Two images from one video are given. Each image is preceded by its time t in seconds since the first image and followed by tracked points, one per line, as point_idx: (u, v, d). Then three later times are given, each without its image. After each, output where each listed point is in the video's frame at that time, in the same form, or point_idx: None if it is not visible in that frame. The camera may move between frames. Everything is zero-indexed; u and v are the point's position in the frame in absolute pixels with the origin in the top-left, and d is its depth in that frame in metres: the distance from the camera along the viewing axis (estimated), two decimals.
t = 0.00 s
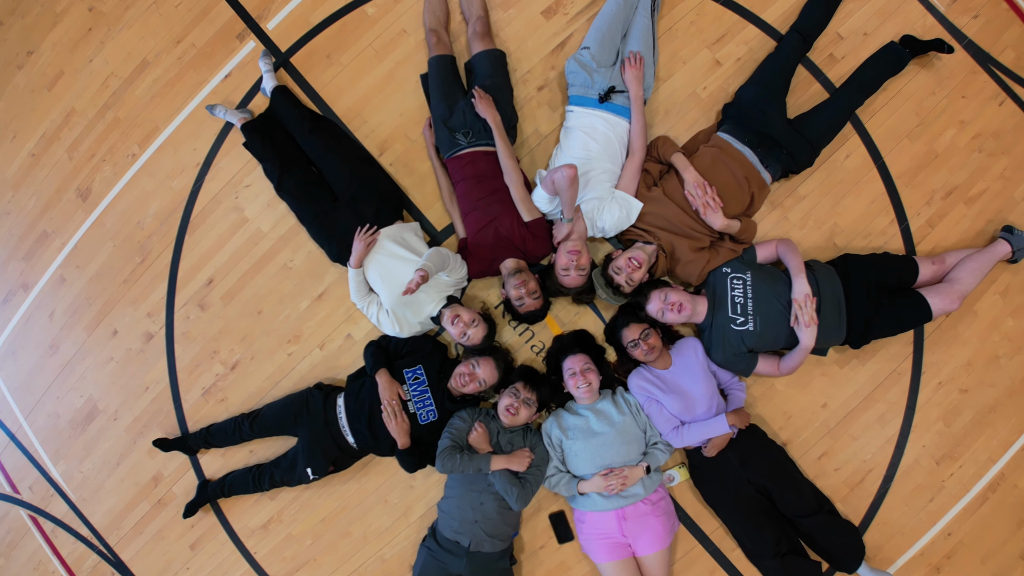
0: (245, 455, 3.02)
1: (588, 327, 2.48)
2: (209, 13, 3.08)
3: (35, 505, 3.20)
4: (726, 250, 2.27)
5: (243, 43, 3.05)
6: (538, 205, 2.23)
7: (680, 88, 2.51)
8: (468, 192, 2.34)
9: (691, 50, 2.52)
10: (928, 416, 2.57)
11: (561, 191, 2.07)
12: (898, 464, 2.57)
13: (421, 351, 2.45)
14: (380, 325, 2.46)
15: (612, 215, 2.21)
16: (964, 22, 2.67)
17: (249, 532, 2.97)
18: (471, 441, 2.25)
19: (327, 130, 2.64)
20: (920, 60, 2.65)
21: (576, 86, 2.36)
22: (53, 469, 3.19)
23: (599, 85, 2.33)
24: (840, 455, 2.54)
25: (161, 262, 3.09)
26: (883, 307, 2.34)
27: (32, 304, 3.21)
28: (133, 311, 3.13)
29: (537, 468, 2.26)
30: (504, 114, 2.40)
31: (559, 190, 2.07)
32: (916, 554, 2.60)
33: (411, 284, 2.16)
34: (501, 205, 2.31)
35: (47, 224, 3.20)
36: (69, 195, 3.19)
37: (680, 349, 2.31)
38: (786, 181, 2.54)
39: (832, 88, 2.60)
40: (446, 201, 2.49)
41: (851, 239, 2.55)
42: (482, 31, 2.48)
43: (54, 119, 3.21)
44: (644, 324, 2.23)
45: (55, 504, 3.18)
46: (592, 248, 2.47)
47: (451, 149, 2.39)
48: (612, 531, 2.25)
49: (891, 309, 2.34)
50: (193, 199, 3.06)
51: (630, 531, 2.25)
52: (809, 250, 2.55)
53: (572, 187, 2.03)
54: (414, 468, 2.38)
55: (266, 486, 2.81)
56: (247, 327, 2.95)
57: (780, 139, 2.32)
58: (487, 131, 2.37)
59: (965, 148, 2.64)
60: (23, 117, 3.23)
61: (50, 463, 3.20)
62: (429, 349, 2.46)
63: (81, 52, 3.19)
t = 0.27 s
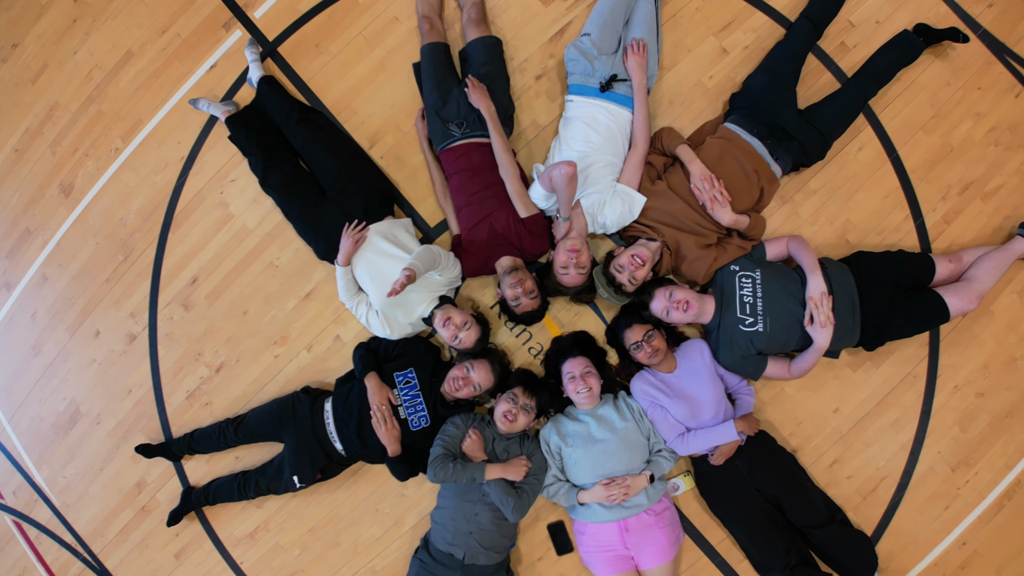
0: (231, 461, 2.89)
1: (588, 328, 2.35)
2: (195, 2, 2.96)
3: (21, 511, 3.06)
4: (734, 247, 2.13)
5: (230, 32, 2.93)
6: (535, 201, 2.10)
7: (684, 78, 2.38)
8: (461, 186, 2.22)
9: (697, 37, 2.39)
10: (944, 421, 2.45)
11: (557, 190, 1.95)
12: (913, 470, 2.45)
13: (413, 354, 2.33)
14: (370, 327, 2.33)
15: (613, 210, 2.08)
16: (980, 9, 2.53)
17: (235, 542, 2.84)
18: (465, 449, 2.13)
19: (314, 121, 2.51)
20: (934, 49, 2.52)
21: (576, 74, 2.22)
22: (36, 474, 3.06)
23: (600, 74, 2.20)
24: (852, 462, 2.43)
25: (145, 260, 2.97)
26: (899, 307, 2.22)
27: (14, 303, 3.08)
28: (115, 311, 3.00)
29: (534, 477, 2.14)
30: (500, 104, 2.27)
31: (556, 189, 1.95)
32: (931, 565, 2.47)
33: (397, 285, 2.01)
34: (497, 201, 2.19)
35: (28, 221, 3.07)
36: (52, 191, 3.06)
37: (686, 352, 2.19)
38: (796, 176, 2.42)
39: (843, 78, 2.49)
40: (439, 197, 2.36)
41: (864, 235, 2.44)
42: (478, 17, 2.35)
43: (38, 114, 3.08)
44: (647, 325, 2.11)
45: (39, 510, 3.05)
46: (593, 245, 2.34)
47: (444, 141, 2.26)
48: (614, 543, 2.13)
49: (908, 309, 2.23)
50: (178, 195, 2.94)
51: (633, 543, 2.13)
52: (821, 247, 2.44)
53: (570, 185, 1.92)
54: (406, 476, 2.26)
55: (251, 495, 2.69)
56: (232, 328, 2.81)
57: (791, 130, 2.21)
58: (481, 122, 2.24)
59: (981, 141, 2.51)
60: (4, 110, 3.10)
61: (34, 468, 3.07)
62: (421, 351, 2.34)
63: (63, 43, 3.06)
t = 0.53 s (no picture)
0: (216, 468, 2.77)
1: (588, 329, 2.23)
2: None
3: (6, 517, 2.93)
4: (743, 243, 2.02)
5: (214, 21, 2.81)
6: (533, 193, 1.99)
7: (690, 65, 2.24)
8: (455, 178, 2.09)
9: (702, 23, 2.25)
10: (960, 427, 2.33)
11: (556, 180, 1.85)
12: (928, 477, 2.34)
13: (404, 356, 2.21)
14: (358, 327, 2.20)
15: (615, 203, 1.96)
16: None
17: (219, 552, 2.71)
18: (458, 458, 2.01)
19: (301, 112, 2.37)
20: (949, 38, 2.39)
21: (576, 61, 2.09)
22: (18, 479, 2.93)
23: (601, 60, 2.07)
24: (866, 469, 2.31)
25: (127, 258, 2.84)
26: (916, 306, 2.11)
27: None
28: (96, 311, 2.87)
29: (532, 487, 2.02)
30: (496, 94, 2.14)
31: (555, 177, 1.84)
32: None
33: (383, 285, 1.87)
34: (492, 194, 2.06)
35: (7, 217, 2.94)
36: (33, 187, 2.92)
37: (692, 354, 2.07)
38: (807, 169, 2.31)
39: (856, 67, 2.37)
40: (432, 191, 2.23)
41: (879, 232, 2.32)
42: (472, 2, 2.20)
43: (19, 107, 2.94)
44: (651, 326, 1.99)
45: (22, 516, 2.92)
46: (595, 241, 2.22)
47: (436, 131, 2.13)
48: (615, 556, 2.01)
49: (925, 309, 2.11)
50: (161, 190, 2.81)
51: (636, 557, 2.01)
52: (833, 245, 2.32)
53: (570, 172, 1.80)
54: (396, 486, 2.15)
55: (233, 502, 2.57)
56: (215, 329, 2.68)
57: (803, 120, 2.09)
58: (476, 112, 2.12)
59: (998, 134, 2.38)
60: None
61: (16, 472, 2.93)
62: (412, 353, 2.22)
63: (42, 32, 2.92)
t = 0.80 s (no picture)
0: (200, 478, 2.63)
1: (588, 330, 2.11)
2: None
3: None
4: (753, 240, 1.90)
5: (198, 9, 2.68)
6: (529, 181, 1.88)
7: (696, 52, 2.12)
8: (447, 170, 1.97)
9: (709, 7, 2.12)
10: (978, 433, 2.22)
11: (550, 143, 1.73)
12: (945, 485, 2.22)
13: (394, 360, 2.09)
14: (345, 328, 2.06)
15: (617, 196, 1.83)
16: None
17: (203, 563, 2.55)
18: (450, 468, 1.89)
19: (287, 101, 2.24)
20: (964, 25, 2.25)
21: (575, 45, 1.96)
22: None
23: (602, 45, 1.94)
24: (880, 477, 2.20)
25: (107, 255, 2.70)
26: (935, 306, 2.00)
27: None
28: (75, 311, 2.73)
29: (528, 498, 1.90)
30: (491, 81, 2.02)
31: (549, 143, 1.73)
32: None
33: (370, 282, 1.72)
34: (487, 186, 1.94)
35: None
36: (13, 182, 2.79)
37: (699, 356, 1.96)
38: (818, 162, 2.19)
39: (869, 55, 2.25)
40: (423, 184, 2.11)
41: (895, 227, 2.21)
42: None
43: None
44: (656, 327, 1.88)
45: (4, 521, 2.78)
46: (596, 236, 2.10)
47: (427, 120, 2.00)
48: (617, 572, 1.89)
49: (945, 309, 2.00)
50: (143, 185, 2.68)
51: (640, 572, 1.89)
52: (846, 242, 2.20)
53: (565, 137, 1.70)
54: (384, 496, 2.07)
55: (200, 504, 2.28)
56: (197, 330, 2.55)
57: (817, 109, 1.97)
58: (469, 99, 1.99)
59: (1017, 126, 2.25)
60: None
61: None
62: (401, 357, 2.10)
63: (21, 21, 2.79)
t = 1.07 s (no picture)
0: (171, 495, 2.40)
1: (589, 332, 1.99)
2: None
3: None
4: (763, 235, 1.78)
5: None
6: (524, 173, 1.79)
7: (702, 37, 2.00)
8: (437, 161, 1.86)
9: None
10: (998, 440, 2.10)
11: (528, 131, 1.69)
12: (963, 494, 2.10)
13: (381, 363, 1.98)
14: (331, 329, 1.94)
15: (619, 188, 1.71)
16: None
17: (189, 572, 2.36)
18: (443, 478, 1.78)
19: (270, 90, 2.07)
20: (981, 12, 2.13)
21: (574, 29, 1.84)
22: None
23: (602, 29, 1.82)
24: (896, 487, 2.09)
25: (87, 252, 2.57)
26: (956, 306, 1.88)
27: None
28: (53, 310, 2.58)
29: (524, 511, 1.79)
30: (485, 68, 1.91)
31: (527, 133, 1.69)
32: None
33: (364, 280, 1.63)
34: (480, 178, 1.83)
35: None
36: None
37: (706, 358, 1.85)
38: (831, 154, 2.08)
39: (885, 42, 2.13)
40: (413, 176, 1.99)
41: (911, 223, 2.10)
42: None
43: None
44: (660, 328, 1.77)
45: None
46: (597, 231, 1.99)
47: (416, 108, 1.88)
48: None
49: (967, 309, 1.88)
50: (123, 179, 2.55)
51: None
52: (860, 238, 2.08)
53: (539, 120, 1.66)
54: (373, 504, 1.96)
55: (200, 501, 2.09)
56: (177, 331, 2.43)
57: (831, 96, 1.86)
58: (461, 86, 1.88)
59: None
60: None
61: None
62: (387, 359, 1.98)
63: None
